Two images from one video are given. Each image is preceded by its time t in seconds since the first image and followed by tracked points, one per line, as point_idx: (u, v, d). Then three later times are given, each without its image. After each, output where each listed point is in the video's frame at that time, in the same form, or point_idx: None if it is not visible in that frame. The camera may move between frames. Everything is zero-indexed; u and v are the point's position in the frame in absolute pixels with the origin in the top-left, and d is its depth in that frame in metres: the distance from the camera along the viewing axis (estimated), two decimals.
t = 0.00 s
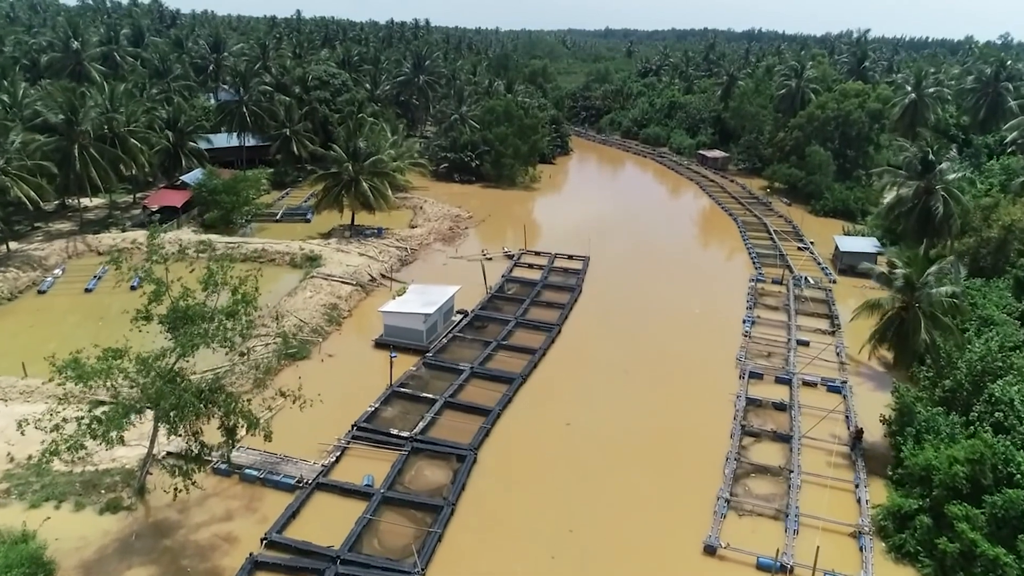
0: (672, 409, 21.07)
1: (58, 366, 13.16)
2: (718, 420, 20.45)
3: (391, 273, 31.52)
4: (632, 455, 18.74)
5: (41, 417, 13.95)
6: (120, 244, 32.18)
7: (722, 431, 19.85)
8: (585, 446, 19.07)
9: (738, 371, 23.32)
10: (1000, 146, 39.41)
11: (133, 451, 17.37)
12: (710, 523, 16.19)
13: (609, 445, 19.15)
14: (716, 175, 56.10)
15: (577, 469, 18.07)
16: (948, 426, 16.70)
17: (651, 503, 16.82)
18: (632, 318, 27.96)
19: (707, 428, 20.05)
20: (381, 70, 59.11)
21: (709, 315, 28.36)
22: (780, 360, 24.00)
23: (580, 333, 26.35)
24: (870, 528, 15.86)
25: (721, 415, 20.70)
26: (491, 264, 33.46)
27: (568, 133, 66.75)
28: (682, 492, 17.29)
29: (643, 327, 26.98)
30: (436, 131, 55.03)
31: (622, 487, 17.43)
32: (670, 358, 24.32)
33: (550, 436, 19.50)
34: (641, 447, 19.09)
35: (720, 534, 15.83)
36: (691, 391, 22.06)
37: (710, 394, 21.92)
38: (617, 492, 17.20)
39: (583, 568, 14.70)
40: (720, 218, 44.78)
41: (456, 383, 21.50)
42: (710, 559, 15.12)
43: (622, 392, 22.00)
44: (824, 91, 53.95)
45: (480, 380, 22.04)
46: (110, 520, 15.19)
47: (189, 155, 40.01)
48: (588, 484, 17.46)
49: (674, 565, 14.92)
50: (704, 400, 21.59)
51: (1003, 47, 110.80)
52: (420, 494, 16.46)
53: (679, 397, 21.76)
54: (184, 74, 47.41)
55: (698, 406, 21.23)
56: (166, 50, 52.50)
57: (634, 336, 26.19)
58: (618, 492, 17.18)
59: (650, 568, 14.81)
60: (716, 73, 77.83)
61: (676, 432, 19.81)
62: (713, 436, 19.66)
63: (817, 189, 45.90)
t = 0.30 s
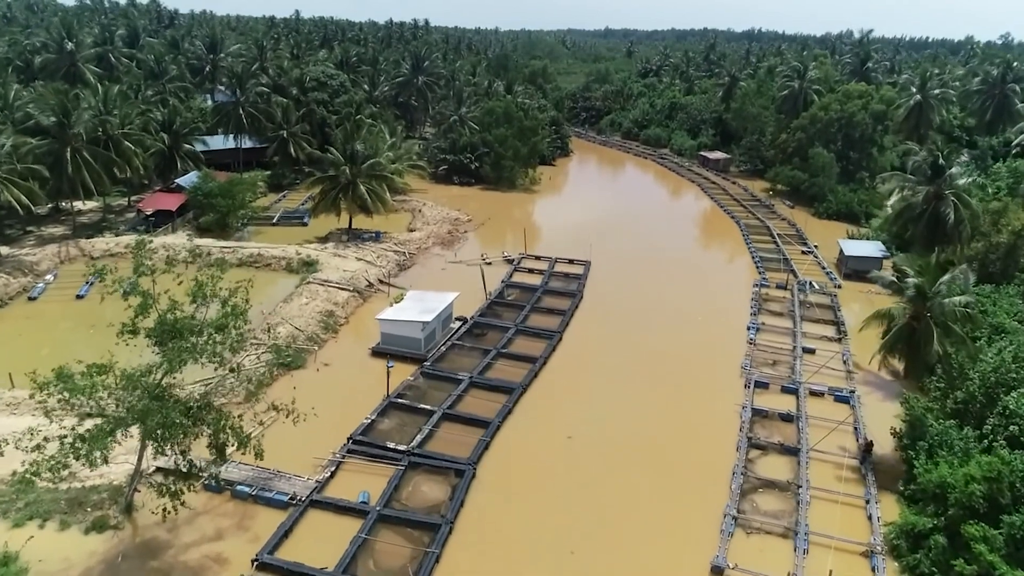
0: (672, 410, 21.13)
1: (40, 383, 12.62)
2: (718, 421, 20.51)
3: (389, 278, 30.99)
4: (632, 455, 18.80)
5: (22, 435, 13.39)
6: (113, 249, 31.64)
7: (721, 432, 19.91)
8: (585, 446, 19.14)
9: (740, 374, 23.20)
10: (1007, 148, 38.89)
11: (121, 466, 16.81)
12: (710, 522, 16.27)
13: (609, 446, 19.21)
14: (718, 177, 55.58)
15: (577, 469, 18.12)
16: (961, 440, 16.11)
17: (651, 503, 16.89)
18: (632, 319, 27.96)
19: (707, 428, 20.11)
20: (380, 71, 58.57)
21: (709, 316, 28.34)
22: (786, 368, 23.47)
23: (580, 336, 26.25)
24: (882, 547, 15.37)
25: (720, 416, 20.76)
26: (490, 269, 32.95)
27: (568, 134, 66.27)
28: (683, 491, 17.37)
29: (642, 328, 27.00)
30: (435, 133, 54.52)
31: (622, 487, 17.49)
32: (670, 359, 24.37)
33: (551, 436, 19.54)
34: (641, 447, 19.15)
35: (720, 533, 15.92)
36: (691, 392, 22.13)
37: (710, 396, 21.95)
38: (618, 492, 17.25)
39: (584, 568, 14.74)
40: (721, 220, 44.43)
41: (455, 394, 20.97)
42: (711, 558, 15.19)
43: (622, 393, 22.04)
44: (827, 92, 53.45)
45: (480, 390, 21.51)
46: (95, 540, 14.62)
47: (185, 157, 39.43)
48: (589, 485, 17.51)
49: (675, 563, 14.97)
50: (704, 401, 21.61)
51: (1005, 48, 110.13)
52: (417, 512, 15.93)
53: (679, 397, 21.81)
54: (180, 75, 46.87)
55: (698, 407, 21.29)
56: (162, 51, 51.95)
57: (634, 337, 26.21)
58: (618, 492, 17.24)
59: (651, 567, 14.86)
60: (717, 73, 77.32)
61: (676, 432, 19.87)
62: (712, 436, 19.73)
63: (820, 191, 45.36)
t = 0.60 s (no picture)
0: (673, 411, 21.14)
1: (19, 403, 12.02)
2: (718, 422, 20.49)
3: (387, 283, 30.45)
4: (632, 456, 18.82)
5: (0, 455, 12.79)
6: (107, 254, 31.09)
7: (721, 433, 19.92)
8: (585, 448, 19.14)
9: (742, 378, 23.05)
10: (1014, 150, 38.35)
11: (107, 483, 16.26)
12: (710, 523, 16.30)
13: (609, 447, 19.21)
14: (719, 178, 55.09)
15: (577, 471, 18.10)
16: (976, 456, 15.56)
17: (651, 503, 16.92)
18: (633, 321, 27.91)
19: (707, 429, 20.11)
20: (378, 72, 58.03)
21: (709, 318, 28.28)
22: (793, 378, 22.92)
23: (581, 338, 26.08)
24: (895, 567, 14.85)
25: (721, 417, 20.76)
26: (489, 274, 32.40)
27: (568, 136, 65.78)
28: (682, 491, 17.39)
29: (643, 329, 26.96)
30: (434, 134, 53.99)
31: (623, 488, 17.49)
32: (670, 360, 24.34)
33: (551, 438, 19.53)
34: (641, 448, 19.16)
35: (719, 533, 15.95)
36: (691, 393, 22.12)
37: (710, 397, 21.89)
38: (618, 494, 17.25)
39: (585, 570, 14.74)
40: (722, 222, 44.05)
41: (454, 405, 20.42)
42: (710, 558, 15.23)
43: (622, 394, 22.03)
44: (830, 93, 52.94)
45: (479, 401, 20.98)
46: (79, 562, 14.05)
47: (180, 160, 38.81)
48: (589, 486, 17.51)
49: (675, 564, 15.01)
50: (704, 402, 21.58)
51: (1006, 48, 109.59)
52: (414, 531, 15.39)
53: (679, 399, 21.81)
54: (175, 76, 46.34)
55: (698, 408, 21.30)
56: (157, 52, 51.41)
57: (634, 339, 26.16)
58: (619, 493, 17.25)
59: (651, 568, 14.87)
60: (718, 74, 76.82)
61: (676, 433, 19.88)
62: (711, 437, 19.76)
63: (823, 193, 44.84)
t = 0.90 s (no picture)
0: (673, 410, 21.16)
1: None
2: (718, 423, 20.49)
3: (385, 289, 29.92)
4: (632, 457, 18.82)
5: None
6: (99, 259, 30.49)
7: (721, 433, 19.93)
8: (585, 448, 19.14)
9: (743, 381, 22.94)
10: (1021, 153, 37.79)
11: (93, 501, 15.72)
12: (709, 523, 16.34)
13: (609, 446, 19.25)
14: (720, 180, 54.59)
15: (577, 471, 18.12)
16: (991, 472, 15.00)
17: (652, 504, 16.93)
18: (633, 321, 27.84)
19: (707, 430, 20.14)
20: (377, 73, 57.51)
21: (709, 318, 28.26)
22: (799, 387, 22.40)
23: (581, 340, 25.90)
24: None
25: (721, 417, 20.78)
26: (489, 279, 31.87)
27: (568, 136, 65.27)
28: (682, 491, 17.43)
29: (643, 330, 26.93)
30: (432, 136, 53.45)
31: (623, 488, 17.49)
32: (670, 360, 24.35)
33: (551, 438, 19.53)
34: (641, 447, 19.20)
35: (719, 534, 15.99)
36: (691, 394, 22.12)
37: (710, 399, 21.84)
38: (618, 493, 17.28)
39: (585, 571, 14.75)
40: (723, 223, 43.67)
41: (452, 417, 19.88)
42: (710, 558, 15.28)
43: (622, 394, 22.04)
44: (833, 94, 52.41)
45: (478, 412, 20.44)
46: None
47: (175, 163, 38.19)
48: (589, 486, 17.53)
49: (675, 563, 15.05)
50: (704, 403, 21.55)
51: (1007, 48, 109.16)
52: (411, 551, 14.88)
53: (679, 399, 21.81)
54: (171, 77, 45.82)
55: (698, 408, 21.30)
56: (153, 53, 50.91)
57: (635, 339, 26.11)
58: (619, 494, 17.28)
59: (651, 568, 14.89)
60: (719, 75, 76.28)
61: (676, 434, 19.90)
62: (711, 437, 19.80)
63: (826, 196, 44.33)
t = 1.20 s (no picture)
0: (673, 410, 21.15)
1: None
2: (718, 423, 20.44)
3: (382, 294, 29.39)
4: (633, 456, 18.82)
5: None
6: (91, 263, 29.75)
7: (721, 433, 19.92)
8: (585, 448, 19.13)
9: (745, 383, 22.78)
10: None
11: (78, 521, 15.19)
12: (710, 522, 16.33)
13: (609, 447, 19.23)
14: (721, 182, 54.11)
15: (578, 471, 18.12)
16: (1008, 489, 14.44)
17: (652, 504, 16.94)
18: (633, 321, 27.75)
19: (707, 430, 20.12)
20: (375, 74, 56.97)
21: (710, 318, 28.10)
22: (806, 397, 21.88)
23: (582, 342, 25.69)
24: None
25: (721, 417, 20.76)
26: (489, 284, 31.33)
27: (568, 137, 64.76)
28: (681, 491, 17.44)
29: (643, 329, 26.86)
30: (431, 137, 52.93)
31: (624, 488, 17.48)
32: (670, 359, 24.28)
33: (550, 438, 19.51)
34: (641, 447, 19.20)
35: (720, 534, 15.99)
36: (691, 393, 22.07)
37: (711, 399, 21.76)
38: (618, 494, 17.28)
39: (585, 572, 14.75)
40: (724, 224, 43.30)
41: (450, 429, 19.34)
42: (710, 557, 15.29)
43: (623, 394, 22.00)
44: (835, 95, 51.91)
45: (477, 423, 19.91)
46: None
47: (170, 165, 37.62)
48: (589, 487, 17.52)
49: (676, 563, 15.05)
50: (704, 404, 21.49)
51: (1007, 49, 108.74)
52: (407, 572, 14.35)
53: (680, 399, 21.77)
54: (166, 78, 45.26)
55: (699, 408, 21.26)
56: (149, 53, 50.34)
57: (635, 339, 26.01)
58: (619, 494, 17.28)
59: (651, 568, 14.88)
60: (720, 75, 75.74)
61: (677, 433, 19.89)
62: (711, 436, 19.80)
63: (829, 199, 43.84)
